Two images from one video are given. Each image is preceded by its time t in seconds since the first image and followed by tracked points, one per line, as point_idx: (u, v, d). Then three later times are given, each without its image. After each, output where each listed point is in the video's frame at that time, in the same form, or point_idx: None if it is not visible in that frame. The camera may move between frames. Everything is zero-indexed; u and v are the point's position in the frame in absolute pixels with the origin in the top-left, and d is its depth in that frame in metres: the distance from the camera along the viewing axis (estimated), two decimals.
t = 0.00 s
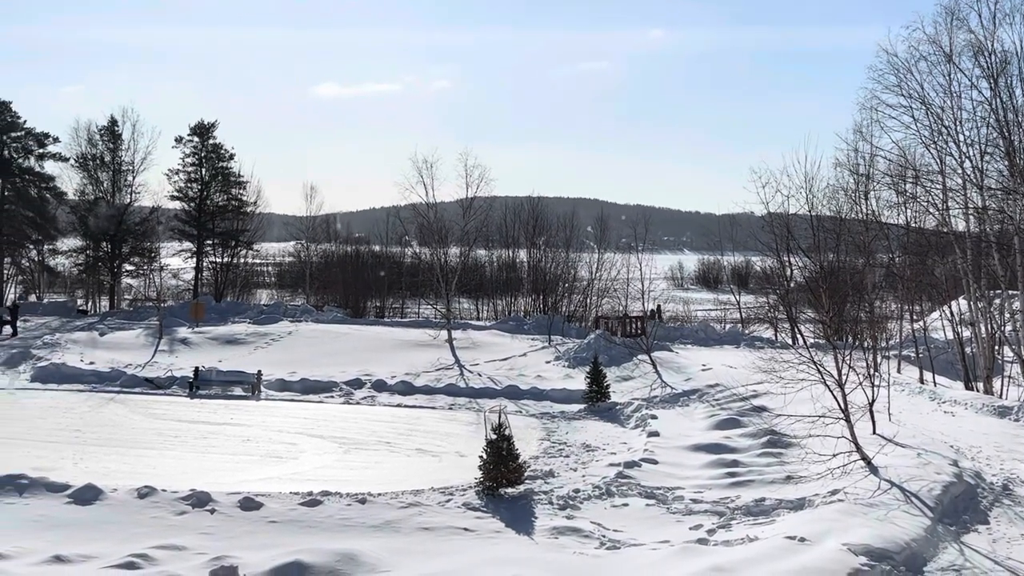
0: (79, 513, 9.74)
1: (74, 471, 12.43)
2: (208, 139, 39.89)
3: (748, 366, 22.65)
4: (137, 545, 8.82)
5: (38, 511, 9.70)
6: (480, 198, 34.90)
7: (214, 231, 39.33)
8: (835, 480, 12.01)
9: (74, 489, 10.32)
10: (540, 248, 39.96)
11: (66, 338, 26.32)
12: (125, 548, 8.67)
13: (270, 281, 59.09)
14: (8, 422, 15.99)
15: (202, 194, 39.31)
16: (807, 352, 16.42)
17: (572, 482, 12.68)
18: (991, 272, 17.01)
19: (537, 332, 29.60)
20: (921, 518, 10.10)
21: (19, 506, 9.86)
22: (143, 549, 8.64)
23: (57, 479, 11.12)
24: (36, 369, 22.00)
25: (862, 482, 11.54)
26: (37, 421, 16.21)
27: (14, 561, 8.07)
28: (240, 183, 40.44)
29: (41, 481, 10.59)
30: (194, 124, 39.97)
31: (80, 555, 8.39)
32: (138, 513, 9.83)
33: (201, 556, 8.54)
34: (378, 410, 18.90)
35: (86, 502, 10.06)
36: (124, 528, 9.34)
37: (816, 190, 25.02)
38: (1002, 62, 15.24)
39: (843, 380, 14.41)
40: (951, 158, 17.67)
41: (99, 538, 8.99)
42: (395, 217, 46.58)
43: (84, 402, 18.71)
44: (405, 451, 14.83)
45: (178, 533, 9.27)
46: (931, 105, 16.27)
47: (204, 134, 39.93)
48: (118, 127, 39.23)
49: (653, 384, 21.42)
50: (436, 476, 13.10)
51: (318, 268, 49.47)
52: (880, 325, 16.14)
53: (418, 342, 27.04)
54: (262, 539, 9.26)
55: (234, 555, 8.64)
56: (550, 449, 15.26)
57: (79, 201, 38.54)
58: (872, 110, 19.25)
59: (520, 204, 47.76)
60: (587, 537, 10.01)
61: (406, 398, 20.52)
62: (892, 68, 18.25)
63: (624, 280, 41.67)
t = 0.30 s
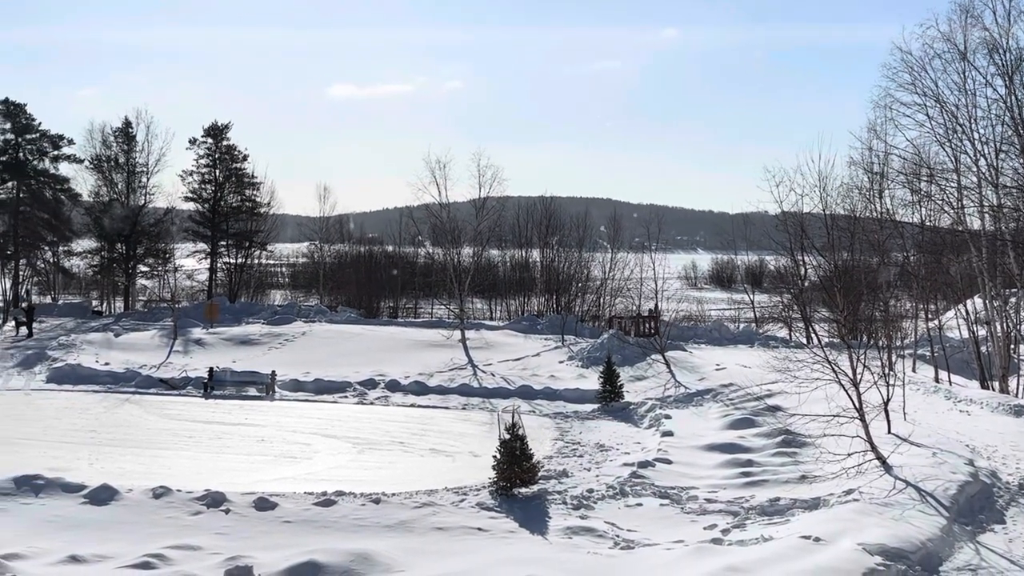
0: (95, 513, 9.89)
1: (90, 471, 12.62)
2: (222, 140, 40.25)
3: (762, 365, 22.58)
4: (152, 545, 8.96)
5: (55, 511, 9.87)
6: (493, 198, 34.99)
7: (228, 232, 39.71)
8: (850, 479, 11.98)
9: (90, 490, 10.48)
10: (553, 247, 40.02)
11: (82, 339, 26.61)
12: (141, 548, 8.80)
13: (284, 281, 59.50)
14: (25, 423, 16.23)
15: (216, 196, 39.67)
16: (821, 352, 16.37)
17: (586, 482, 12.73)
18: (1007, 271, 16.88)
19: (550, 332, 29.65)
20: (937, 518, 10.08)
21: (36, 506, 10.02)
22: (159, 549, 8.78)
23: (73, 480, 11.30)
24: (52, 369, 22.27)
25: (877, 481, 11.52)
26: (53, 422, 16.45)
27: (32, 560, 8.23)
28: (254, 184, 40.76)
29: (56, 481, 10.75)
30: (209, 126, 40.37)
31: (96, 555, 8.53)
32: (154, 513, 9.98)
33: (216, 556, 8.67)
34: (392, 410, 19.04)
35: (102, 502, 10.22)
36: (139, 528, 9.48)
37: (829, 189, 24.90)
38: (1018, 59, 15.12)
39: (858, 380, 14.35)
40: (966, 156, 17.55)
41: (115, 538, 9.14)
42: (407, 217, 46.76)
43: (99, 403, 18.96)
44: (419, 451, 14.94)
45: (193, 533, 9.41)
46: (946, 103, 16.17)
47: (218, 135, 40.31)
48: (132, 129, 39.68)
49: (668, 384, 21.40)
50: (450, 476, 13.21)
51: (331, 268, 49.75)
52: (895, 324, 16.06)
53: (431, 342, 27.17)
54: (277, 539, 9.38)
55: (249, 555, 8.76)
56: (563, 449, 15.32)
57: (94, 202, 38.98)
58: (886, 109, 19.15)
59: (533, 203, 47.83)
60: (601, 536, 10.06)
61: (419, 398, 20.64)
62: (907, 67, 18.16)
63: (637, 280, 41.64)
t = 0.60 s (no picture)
0: (113, 514, 10.06)
1: (108, 472, 12.83)
2: (238, 143, 40.65)
3: (778, 366, 22.49)
4: (169, 546, 9.11)
5: (74, 512, 10.06)
6: (507, 199, 35.09)
7: (244, 234, 40.15)
8: (867, 481, 11.95)
9: (108, 491, 10.67)
10: (568, 248, 40.04)
11: (99, 341, 26.94)
12: (158, 549, 8.96)
13: (300, 283, 59.94)
14: (44, 424, 16.51)
15: (232, 198, 40.08)
16: (838, 352, 16.30)
17: (602, 484, 12.78)
18: None
19: (565, 333, 29.71)
20: (955, 519, 10.04)
21: (55, 507, 10.21)
22: (177, 549, 8.93)
23: (91, 480, 11.50)
24: (70, 371, 22.60)
25: (894, 483, 11.48)
26: (72, 423, 16.71)
27: (52, 560, 8.40)
28: (270, 187, 41.17)
29: (74, 482, 10.94)
30: (225, 129, 40.79)
31: (115, 556, 8.69)
32: (171, 514, 10.15)
33: (233, 556, 8.81)
34: (408, 411, 19.17)
35: (120, 503, 10.40)
36: (156, 529, 9.65)
37: (846, 189, 24.75)
38: None
39: (875, 381, 14.29)
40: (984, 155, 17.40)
41: (133, 539, 9.31)
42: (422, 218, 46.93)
43: (117, 404, 19.24)
44: (434, 452, 15.05)
45: (211, 534, 9.56)
46: (963, 103, 16.06)
47: (234, 137, 40.72)
48: (149, 132, 40.17)
49: (683, 385, 21.37)
50: (465, 477, 13.30)
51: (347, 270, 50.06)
52: (912, 325, 15.96)
53: (446, 343, 27.30)
54: (294, 540, 9.52)
55: (265, 556, 8.89)
56: (579, 450, 15.37)
57: (111, 205, 39.49)
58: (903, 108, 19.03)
59: (548, 205, 47.91)
60: (617, 538, 10.11)
61: (434, 399, 20.77)
62: (923, 66, 18.06)
63: (652, 281, 41.60)
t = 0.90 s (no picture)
0: (132, 516, 10.26)
1: (128, 473, 13.05)
2: (257, 146, 41.07)
3: (797, 369, 22.37)
4: (188, 547, 9.29)
5: (94, 514, 10.27)
6: (525, 201, 35.15)
7: (263, 237, 40.58)
8: (887, 483, 11.91)
9: (128, 492, 10.87)
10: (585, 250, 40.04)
11: (120, 343, 27.33)
12: (178, 550, 9.14)
13: (319, 285, 60.39)
14: (64, 426, 16.80)
15: (251, 201, 40.51)
16: (857, 355, 16.22)
17: (620, 486, 12.84)
18: None
19: (583, 335, 29.73)
20: (976, 522, 9.99)
21: (76, 508, 10.43)
22: (197, 551, 9.11)
23: (111, 482, 11.72)
24: (90, 373, 22.95)
25: (914, 486, 11.44)
26: (92, 425, 17.00)
27: (73, 561, 8.59)
28: (288, 190, 41.57)
29: (95, 484, 11.15)
30: (243, 132, 41.23)
31: (135, 557, 8.88)
32: (190, 515, 10.34)
33: (252, 558, 8.98)
34: (426, 413, 19.30)
35: (139, 505, 10.61)
36: (175, 531, 9.83)
37: (865, 190, 24.58)
38: None
39: (894, 382, 14.20)
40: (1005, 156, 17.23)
41: (153, 540, 9.50)
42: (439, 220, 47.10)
43: (137, 406, 19.54)
44: (452, 454, 15.17)
45: (230, 535, 9.74)
46: (983, 103, 15.93)
47: (252, 141, 41.15)
48: (168, 135, 40.68)
49: (701, 387, 21.33)
50: (483, 479, 13.41)
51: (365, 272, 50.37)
52: (932, 327, 15.83)
53: (463, 345, 27.42)
54: (313, 541, 9.68)
55: (284, 557, 9.05)
56: (596, 453, 15.42)
57: (131, 208, 40.04)
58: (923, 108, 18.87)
59: (565, 207, 47.95)
60: (635, 540, 10.17)
61: (452, 401, 20.89)
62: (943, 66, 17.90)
63: (670, 283, 41.49)
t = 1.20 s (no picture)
0: (152, 517, 10.50)
1: (149, 475, 13.31)
2: (276, 149, 41.58)
3: (818, 371, 22.26)
4: (209, 549, 9.50)
5: (116, 515, 10.51)
6: (543, 203, 35.25)
7: (283, 239, 41.07)
8: (908, 486, 11.86)
9: (149, 494, 11.11)
10: (604, 252, 40.06)
11: (141, 345, 27.77)
12: (198, 552, 9.34)
13: (338, 288, 60.90)
14: (87, 428, 17.15)
15: (271, 203, 41.03)
16: (878, 357, 16.13)
17: (639, 489, 12.88)
18: None
19: (602, 337, 29.77)
20: (998, 525, 9.94)
21: (97, 510, 10.68)
22: (217, 552, 9.30)
23: (133, 484, 11.97)
24: (112, 375, 23.36)
25: (936, 489, 11.39)
26: (114, 427, 17.34)
27: (95, 562, 8.82)
28: (308, 192, 42.01)
29: (116, 485, 11.39)
30: (263, 135, 41.76)
31: (155, 558, 9.08)
32: (210, 517, 10.55)
33: (271, 559, 9.16)
34: (445, 415, 19.46)
35: (160, 506, 10.84)
36: (195, 532, 10.05)
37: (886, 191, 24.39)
38: None
39: (915, 385, 14.12)
40: None
41: (173, 542, 9.71)
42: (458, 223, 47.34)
43: (158, 408, 19.88)
44: (471, 456, 15.31)
45: (250, 537, 9.93)
46: (1005, 104, 15.80)
47: (273, 144, 41.66)
48: (188, 138, 41.29)
49: (720, 390, 21.29)
50: (501, 481, 13.52)
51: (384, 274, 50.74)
52: (954, 329, 15.72)
53: (482, 347, 27.57)
54: (333, 543, 9.85)
55: (304, 559, 9.22)
56: (615, 455, 15.48)
57: (152, 211, 40.71)
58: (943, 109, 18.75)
59: (583, 210, 48.02)
60: (654, 543, 10.23)
61: (471, 404, 21.03)
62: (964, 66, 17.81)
63: (689, 286, 41.38)
